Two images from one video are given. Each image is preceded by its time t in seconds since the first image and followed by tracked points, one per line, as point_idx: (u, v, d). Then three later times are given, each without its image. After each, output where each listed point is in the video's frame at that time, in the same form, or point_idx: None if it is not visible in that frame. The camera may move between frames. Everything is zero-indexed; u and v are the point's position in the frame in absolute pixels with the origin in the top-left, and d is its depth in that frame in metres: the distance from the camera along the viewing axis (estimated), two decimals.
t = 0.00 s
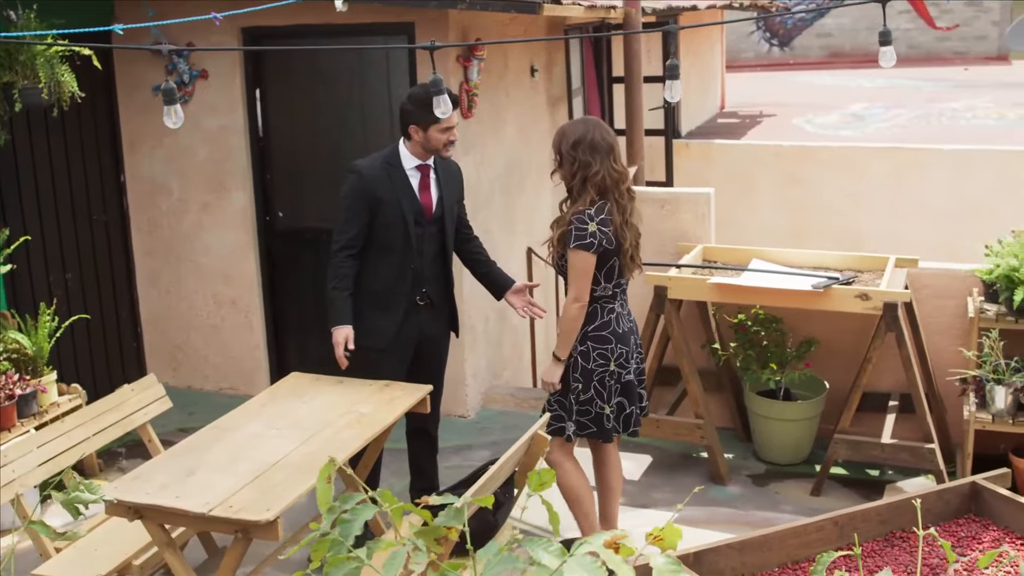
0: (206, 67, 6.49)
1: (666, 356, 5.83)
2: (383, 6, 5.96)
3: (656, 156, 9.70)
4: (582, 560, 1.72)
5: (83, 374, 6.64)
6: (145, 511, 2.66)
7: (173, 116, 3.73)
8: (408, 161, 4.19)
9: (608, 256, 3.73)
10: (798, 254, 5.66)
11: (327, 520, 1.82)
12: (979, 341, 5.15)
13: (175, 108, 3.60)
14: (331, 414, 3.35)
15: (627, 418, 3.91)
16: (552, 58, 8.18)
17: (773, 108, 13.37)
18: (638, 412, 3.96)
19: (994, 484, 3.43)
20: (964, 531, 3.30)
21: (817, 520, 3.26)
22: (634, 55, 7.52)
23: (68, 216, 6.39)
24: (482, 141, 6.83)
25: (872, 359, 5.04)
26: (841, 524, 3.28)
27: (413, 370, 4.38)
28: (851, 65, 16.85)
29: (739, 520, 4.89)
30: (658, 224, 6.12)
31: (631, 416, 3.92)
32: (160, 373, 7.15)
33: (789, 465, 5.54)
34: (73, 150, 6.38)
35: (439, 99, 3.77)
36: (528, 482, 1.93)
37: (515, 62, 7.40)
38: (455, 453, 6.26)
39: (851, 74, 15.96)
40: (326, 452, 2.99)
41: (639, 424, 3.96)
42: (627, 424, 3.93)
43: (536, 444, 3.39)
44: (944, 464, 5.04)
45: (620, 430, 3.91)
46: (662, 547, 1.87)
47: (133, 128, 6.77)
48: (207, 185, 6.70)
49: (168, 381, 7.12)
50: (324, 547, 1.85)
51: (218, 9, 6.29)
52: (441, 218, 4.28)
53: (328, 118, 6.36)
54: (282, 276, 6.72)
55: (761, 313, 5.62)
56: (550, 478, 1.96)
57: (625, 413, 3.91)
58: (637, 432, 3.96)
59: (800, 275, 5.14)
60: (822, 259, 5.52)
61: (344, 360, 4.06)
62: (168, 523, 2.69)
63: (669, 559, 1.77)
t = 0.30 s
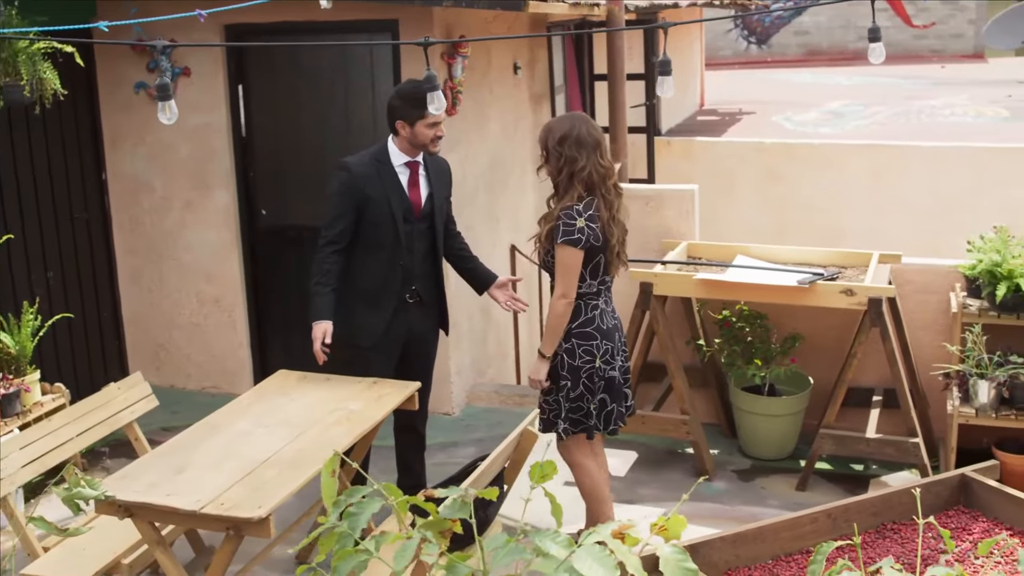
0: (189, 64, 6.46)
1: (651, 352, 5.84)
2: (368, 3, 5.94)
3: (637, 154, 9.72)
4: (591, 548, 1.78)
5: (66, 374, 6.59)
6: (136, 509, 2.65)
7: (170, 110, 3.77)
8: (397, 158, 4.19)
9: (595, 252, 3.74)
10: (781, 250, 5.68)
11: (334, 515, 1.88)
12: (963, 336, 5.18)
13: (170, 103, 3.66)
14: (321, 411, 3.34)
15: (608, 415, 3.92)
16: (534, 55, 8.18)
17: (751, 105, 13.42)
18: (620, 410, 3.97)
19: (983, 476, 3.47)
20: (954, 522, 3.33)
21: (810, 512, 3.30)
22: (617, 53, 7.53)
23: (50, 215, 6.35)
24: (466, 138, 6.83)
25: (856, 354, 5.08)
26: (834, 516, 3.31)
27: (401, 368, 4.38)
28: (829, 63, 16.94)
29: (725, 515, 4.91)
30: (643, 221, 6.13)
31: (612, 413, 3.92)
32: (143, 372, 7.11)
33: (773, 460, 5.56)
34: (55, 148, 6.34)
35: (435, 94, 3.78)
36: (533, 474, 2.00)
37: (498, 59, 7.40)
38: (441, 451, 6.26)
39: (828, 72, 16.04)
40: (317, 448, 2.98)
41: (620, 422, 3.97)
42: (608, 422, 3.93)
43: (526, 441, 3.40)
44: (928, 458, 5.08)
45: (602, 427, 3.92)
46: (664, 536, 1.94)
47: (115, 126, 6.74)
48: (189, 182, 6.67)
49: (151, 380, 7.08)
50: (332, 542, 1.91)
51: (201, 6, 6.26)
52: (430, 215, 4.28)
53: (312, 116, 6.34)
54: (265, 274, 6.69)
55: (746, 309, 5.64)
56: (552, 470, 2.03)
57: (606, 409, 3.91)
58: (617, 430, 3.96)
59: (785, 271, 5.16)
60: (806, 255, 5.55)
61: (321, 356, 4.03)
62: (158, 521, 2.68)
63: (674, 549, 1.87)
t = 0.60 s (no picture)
0: (170, 63, 6.43)
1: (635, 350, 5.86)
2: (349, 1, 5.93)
3: (617, 153, 9.74)
4: (597, 539, 1.80)
5: (45, 375, 6.55)
6: (123, 509, 2.65)
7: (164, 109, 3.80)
8: (384, 157, 4.19)
9: (584, 250, 3.75)
10: (764, 248, 5.71)
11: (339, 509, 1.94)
12: (944, 332, 5.23)
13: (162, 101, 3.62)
14: (308, 409, 3.34)
15: (608, 414, 3.97)
16: (515, 54, 8.19)
17: (729, 104, 13.47)
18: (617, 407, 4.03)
19: (969, 469, 3.50)
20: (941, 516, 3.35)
21: (799, 506, 3.31)
22: (598, 52, 7.55)
23: (29, 215, 6.31)
24: (447, 138, 6.83)
25: (839, 351, 5.11)
26: (824, 510, 3.31)
27: (388, 367, 4.38)
28: (805, 62, 17.02)
29: (709, 511, 4.93)
30: (626, 219, 6.15)
31: (610, 411, 3.98)
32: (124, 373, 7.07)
33: (757, 458, 5.59)
34: (34, 147, 6.29)
35: (427, 92, 3.83)
36: (533, 468, 2.02)
37: (479, 58, 7.40)
38: (426, 450, 6.26)
39: (805, 71, 16.11)
40: (304, 447, 2.98)
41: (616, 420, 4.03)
42: (607, 420, 3.98)
43: (513, 439, 3.40)
44: (910, 454, 5.12)
45: (602, 427, 3.95)
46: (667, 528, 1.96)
47: (96, 125, 6.69)
48: (170, 182, 6.64)
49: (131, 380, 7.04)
50: (337, 538, 1.97)
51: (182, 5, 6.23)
52: (417, 214, 4.28)
53: (294, 115, 6.32)
54: (247, 273, 6.67)
55: (729, 307, 5.67)
56: (552, 465, 2.05)
57: (605, 408, 3.96)
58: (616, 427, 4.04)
59: (767, 269, 5.19)
60: (788, 253, 5.58)
61: (314, 357, 4.03)
62: (145, 521, 2.67)
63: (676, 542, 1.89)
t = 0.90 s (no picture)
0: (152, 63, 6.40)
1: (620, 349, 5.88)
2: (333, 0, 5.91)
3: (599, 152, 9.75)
4: (600, 533, 1.80)
5: (27, 377, 6.50)
6: (113, 509, 2.64)
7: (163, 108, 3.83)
8: (370, 157, 4.20)
9: (573, 250, 3.77)
10: (748, 247, 5.74)
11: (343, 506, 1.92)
12: (927, 330, 5.27)
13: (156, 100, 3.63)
14: (296, 409, 3.33)
15: (602, 414, 4.00)
16: (497, 54, 8.19)
17: (709, 104, 13.50)
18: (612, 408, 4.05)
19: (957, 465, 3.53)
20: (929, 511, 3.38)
21: (791, 502, 3.30)
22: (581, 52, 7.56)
23: (11, 216, 6.26)
24: (431, 138, 6.83)
25: (823, 349, 5.14)
26: (815, 506, 3.31)
27: (376, 366, 4.39)
28: (783, 62, 17.08)
29: (695, 510, 4.96)
30: (610, 219, 6.17)
31: (605, 412, 4.01)
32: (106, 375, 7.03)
33: (741, 456, 5.62)
34: (15, 148, 6.24)
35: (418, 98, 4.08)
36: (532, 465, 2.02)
37: (462, 58, 7.40)
38: (411, 450, 6.26)
39: (784, 71, 16.17)
40: (294, 447, 2.97)
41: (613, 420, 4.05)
42: (601, 420, 4.01)
43: (502, 438, 3.42)
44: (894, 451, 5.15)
45: (596, 427, 4.00)
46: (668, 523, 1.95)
47: (78, 125, 6.65)
48: (153, 182, 6.61)
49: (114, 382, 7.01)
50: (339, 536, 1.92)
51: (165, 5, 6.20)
52: (404, 214, 4.29)
53: (280, 115, 6.31)
54: (231, 274, 6.65)
55: (713, 306, 5.69)
56: (551, 460, 2.05)
57: (599, 409, 3.99)
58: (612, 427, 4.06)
59: (752, 267, 5.22)
60: (772, 252, 5.61)
61: (307, 357, 4.05)
62: (135, 521, 2.67)
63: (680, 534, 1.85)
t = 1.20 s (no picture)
0: (129, 64, 6.37)
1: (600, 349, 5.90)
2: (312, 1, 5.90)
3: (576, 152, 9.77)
4: (602, 527, 1.83)
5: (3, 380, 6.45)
6: (99, 510, 2.64)
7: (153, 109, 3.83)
8: (352, 157, 4.20)
9: (560, 252, 3.79)
10: (726, 246, 5.78)
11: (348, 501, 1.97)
12: (903, 327, 5.32)
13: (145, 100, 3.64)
14: (280, 410, 3.33)
15: (584, 414, 4.01)
16: (474, 53, 8.20)
17: (684, 103, 13.57)
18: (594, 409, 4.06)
19: (939, 459, 3.44)
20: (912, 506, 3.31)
21: (776, 496, 3.17)
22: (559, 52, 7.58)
23: None
24: (410, 138, 6.83)
25: (802, 347, 5.19)
26: (800, 501, 3.19)
27: (358, 366, 4.40)
28: (756, 62, 17.18)
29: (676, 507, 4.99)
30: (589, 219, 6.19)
31: (586, 413, 4.01)
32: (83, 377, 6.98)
33: (721, 453, 5.66)
34: None
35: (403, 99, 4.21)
36: (528, 462, 2.04)
37: (441, 58, 7.41)
38: (391, 450, 6.25)
39: (757, 70, 16.27)
40: (279, 448, 2.97)
41: (594, 421, 4.05)
42: (583, 421, 4.01)
43: (488, 436, 3.42)
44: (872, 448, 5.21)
45: (577, 427, 3.99)
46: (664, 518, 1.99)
47: (54, 125, 6.60)
48: (130, 183, 6.56)
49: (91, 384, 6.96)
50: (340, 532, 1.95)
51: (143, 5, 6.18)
52: (386, 214, 4.30)
53: (259, 116, 6.30)
54: (210, 275, 6.62)
55: (692, 305, 5.72)
56: (546, 457, 2.07)
57: (581, 409, 4.00)
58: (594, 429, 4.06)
59: (731, 266, 5.25)
60: (750, 251, 5.65)
61: (291, 358, 4.05)
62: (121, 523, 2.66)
63: (678, 528, 1.94)
